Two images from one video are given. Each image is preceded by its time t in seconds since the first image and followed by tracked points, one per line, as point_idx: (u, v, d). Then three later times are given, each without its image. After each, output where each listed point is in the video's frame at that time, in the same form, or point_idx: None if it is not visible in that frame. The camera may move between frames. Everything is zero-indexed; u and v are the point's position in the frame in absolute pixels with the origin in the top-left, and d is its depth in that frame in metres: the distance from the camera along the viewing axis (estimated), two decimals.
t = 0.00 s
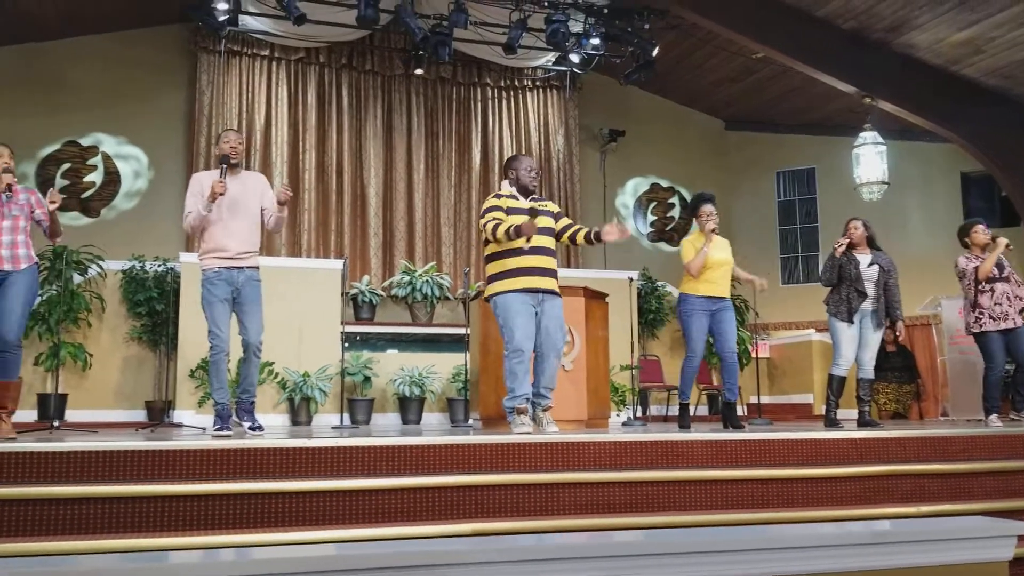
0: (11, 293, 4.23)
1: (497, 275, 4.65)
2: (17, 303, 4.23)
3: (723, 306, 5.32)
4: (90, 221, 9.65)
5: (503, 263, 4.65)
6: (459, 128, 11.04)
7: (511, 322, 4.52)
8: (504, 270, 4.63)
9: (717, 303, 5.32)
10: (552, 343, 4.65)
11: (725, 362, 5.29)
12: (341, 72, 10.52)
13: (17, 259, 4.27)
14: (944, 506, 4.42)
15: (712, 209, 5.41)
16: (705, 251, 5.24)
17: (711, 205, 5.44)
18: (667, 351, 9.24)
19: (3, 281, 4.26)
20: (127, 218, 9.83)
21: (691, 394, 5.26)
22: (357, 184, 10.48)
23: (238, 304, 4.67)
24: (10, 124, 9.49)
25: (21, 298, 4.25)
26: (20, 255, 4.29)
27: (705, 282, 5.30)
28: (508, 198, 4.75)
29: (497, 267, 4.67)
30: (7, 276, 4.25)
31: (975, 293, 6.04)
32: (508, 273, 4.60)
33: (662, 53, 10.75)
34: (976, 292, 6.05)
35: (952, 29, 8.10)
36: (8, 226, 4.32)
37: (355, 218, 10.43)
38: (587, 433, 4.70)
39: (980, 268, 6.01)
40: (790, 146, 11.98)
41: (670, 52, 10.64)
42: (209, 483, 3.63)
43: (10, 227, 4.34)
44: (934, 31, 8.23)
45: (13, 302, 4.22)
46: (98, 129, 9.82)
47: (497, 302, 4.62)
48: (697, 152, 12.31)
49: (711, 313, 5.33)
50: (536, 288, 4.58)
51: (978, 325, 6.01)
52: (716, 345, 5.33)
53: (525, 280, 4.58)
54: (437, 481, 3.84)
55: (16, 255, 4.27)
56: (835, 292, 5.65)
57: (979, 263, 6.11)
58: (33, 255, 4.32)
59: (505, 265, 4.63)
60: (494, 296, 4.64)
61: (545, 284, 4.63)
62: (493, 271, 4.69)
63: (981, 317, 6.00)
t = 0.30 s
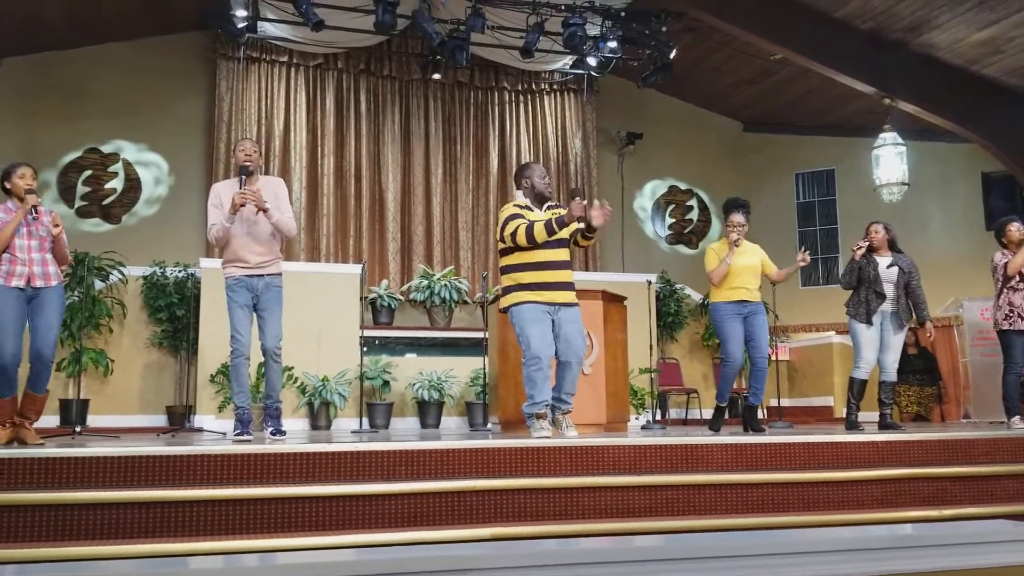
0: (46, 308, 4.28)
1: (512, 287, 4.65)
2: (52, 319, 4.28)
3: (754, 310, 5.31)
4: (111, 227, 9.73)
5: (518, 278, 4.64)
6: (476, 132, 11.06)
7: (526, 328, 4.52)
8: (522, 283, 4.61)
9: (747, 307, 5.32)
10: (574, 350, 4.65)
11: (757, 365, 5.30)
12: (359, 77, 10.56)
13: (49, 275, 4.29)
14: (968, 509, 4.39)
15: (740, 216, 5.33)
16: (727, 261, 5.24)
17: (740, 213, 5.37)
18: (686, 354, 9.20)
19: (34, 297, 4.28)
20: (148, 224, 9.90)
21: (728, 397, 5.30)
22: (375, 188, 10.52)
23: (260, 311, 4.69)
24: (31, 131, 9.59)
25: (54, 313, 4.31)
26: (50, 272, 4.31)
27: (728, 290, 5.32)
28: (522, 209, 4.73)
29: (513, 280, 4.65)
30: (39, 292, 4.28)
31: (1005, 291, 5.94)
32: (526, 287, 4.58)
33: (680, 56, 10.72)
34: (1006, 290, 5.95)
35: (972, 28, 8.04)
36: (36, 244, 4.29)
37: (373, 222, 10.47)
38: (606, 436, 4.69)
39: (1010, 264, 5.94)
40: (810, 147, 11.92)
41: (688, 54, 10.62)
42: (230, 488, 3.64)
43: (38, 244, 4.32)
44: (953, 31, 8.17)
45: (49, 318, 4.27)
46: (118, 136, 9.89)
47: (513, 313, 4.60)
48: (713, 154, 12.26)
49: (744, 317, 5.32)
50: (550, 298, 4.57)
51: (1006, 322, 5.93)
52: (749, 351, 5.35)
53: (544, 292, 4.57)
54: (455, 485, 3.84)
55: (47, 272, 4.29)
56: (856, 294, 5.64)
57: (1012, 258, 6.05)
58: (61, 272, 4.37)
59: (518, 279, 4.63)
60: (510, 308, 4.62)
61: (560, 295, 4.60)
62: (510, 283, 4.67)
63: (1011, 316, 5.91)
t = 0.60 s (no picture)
0: (65, 309, 4.27)
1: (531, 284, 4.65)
2: (70, 320, 4.27)
3: (769, 312, 5.28)
4: (129, 235, 9.79)
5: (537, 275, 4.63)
6: (491, 138, 11.07)
7: (545, 330, 4.52)
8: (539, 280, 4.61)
9: (762, 308, 5.29)
10: (583, 346, 4.63)
11: (769, 370, 5.27)
12: (374, 84, 10.60)
13: (71, 271, 4.31)
14: (989, 515, 4.35)
15: (760, 212, 5.34)
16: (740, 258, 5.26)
17: (761, 210, 5.39)
18: (702, 359, 9.17)
19: (55, 295, 4.29)
20: (165, 231, 9.96)
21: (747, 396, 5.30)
22: (391, 195, 10.55)
23: (278, 318, 4.71)
24: (50, 139, 9.68)
25: (73, 314, 4.29)
26: (72, 267, 4.33)
27: (748, 288, 5.29)
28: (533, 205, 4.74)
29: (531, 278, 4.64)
30: (61, 291, 4.29)
31: None
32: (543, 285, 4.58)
33: (694, 60, 10.70)
34: None
35: (989, 30, 8.00)
36: (56, 240, 4.33)
37: (388, 228, 10.50)
38: (623, 441, 4.67)
39: None
40: (825, 151, 11.88)
41: (703, 58, 10.60)
42: (249, 494, 3.65)
43: (60, 240, 4.35)
44: (971, 33, 8.13)
45: (67, 320, 4.26)
46: (136, 144, 9.97)
47: (531, 312, 4.60)
48: (726, 158, 12.23)
49: (758, 317, 5.30)
50: (576, 294, 4.57)
51: None
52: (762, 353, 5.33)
53: (565, 289, 4.56)
54: (472, 491, 3.84)
55: (69, 268, 4.31)
56: (871, 298, 5.59)
57: None
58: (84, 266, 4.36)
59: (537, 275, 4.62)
60: (529, 306, 4.62)
61: (580, 294, 4.59)
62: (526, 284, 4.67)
63: None
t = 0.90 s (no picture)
0: (79, 319, 4.29)
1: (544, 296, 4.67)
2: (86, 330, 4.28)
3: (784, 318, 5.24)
4: (152, 242, 9.89)
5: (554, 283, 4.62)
6: (511, 141, 11.08)
7: (564, 335, 4.52)
8: (556, 290, 4.61)
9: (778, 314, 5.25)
10: (608, 356, 4.63)
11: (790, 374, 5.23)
12: (393, 89, 10.66)
13: (84, 282, 4.32)
14: (1018, 517, 4.30)
15: (775, 219, 5.34)
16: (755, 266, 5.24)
17: (776, 217, 5.38)
18: (724, 361, 9.12)
19: (71, 307, 4.32)
20: (188, 237, 10.05)
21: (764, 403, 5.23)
22: (411, 199, 10.59)
23: (303, 324, 4.74)
24: (75, 148, 9.81)
25: (89, 324, 4.30)
26: (86, 278, 4.33)
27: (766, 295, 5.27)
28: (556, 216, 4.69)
29: (548, 288, 4.64)
30: (76, 302, 4.31)
31: None
32: (559, 295, 4.59)
33: (713, 61, 10.66)
34: None
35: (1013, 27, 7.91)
36: (74, 254, 4.38)
37: (409, 233, 10.54)
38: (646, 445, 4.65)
39: None
40: (846, 151, 11.78)
41: (722, 60, 10.56)
42: (272, 499, 3.69)
43: (78, 253, 4.40)
44: (994, 30, 8.05)
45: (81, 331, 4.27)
46: (159, 152, 10.08)
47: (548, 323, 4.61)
48: (747, 158, 12.17)
49: (775, 321, 5.26)
50: (582, 306, 4.56)
51: None
52: (783, 359, 5.26)
53: (582, 301, 4.57)
54: (495, 494, 3.85)
55: (83, 279, 4.32)
56: (890, 300, 5.52)
57: None
58: (99, 277, 4.36)
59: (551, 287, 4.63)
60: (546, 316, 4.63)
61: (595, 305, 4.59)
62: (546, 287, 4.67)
63: None
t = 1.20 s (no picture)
0: (100, 312, 4.29)
1: (569, 288, 4.64)
2: (104, 321, 4.29)
3: (803, 311, 5.22)
4: (174, 244, 9.96)
5: (576, 278, 4.61)
6: (529, 140, 11.08)
7: (585, 334, 4.52)
8: (584, 282, 4.58)
9: (795, 309, 5.23)
10: (626, 350, 4.61)
11: (807, 373, 5.21)
12: (412, 91, 10.69)
13: (107, 275, 4.35)
14: None
15: (786, 211, 5.29)
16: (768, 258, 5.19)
17: (785, 208, 5.32)
18: (745, 361, 9.09)
19: (92, 300, 4.33)
20: (209, 239, 10.12)
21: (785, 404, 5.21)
22: (430, 201, 10.62)
23: (331, 325, 4.76)
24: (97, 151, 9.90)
25: (108, 317, 4.30)
26: (109, 271, 4.36)
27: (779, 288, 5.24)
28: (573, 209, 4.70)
29: (564, 284, 4.67)
30: (97, 295, 4.33)
31: None
32: (585, 287, 4.56)
33: (732, 60, 10.61)
34: None
35: None
36: (98, 245, 4.40)
37: (428, 234, 10.56)
38: (666, 445, 4.65)
39: None
40: (864, 149, 11.70)
41: (741, 58, 10.52)
42: (296, 499, 3.71)
43: (102, 245, 4.43)
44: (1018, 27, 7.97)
45: (100, 321, 4.28)
46: (180, 155, 10.15)
47: (570, 318, 4.61)
48: (764, 157, 12.11)
49: (791, 318, 5.24)
50: (609, 298, 4.54)
51: None
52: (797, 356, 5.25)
53: (607, 292, 4.55)
54: (516, 495, 3.86)
55: (106, 272, 4.35)
56: (905, 299, 5.46)
57: None
58: (121, 271, 4.39)
59: (569, 282, 4.64)
60: (568, 310, 4.62)
61: (615, 296, 4.57)
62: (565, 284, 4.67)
63: None
